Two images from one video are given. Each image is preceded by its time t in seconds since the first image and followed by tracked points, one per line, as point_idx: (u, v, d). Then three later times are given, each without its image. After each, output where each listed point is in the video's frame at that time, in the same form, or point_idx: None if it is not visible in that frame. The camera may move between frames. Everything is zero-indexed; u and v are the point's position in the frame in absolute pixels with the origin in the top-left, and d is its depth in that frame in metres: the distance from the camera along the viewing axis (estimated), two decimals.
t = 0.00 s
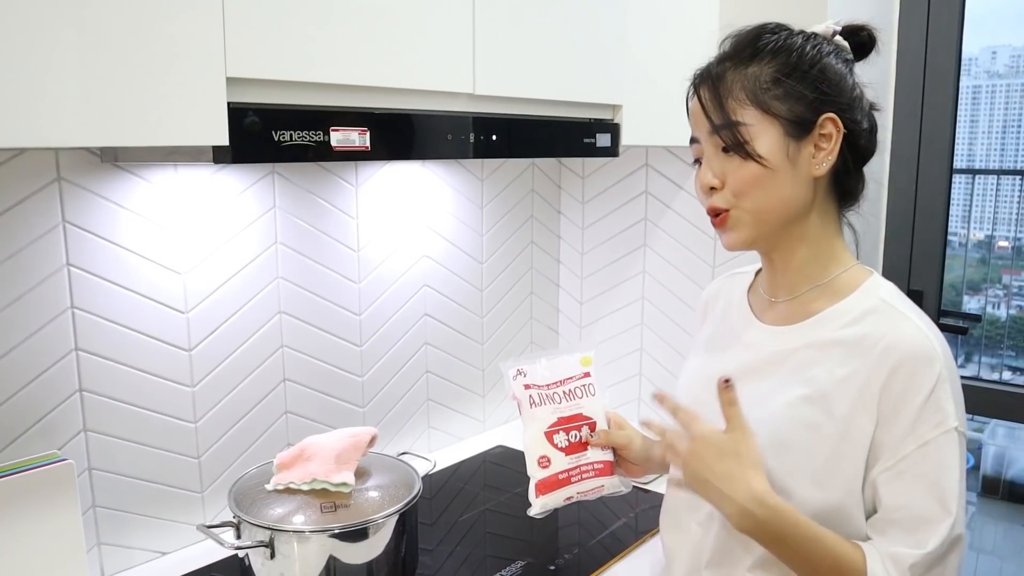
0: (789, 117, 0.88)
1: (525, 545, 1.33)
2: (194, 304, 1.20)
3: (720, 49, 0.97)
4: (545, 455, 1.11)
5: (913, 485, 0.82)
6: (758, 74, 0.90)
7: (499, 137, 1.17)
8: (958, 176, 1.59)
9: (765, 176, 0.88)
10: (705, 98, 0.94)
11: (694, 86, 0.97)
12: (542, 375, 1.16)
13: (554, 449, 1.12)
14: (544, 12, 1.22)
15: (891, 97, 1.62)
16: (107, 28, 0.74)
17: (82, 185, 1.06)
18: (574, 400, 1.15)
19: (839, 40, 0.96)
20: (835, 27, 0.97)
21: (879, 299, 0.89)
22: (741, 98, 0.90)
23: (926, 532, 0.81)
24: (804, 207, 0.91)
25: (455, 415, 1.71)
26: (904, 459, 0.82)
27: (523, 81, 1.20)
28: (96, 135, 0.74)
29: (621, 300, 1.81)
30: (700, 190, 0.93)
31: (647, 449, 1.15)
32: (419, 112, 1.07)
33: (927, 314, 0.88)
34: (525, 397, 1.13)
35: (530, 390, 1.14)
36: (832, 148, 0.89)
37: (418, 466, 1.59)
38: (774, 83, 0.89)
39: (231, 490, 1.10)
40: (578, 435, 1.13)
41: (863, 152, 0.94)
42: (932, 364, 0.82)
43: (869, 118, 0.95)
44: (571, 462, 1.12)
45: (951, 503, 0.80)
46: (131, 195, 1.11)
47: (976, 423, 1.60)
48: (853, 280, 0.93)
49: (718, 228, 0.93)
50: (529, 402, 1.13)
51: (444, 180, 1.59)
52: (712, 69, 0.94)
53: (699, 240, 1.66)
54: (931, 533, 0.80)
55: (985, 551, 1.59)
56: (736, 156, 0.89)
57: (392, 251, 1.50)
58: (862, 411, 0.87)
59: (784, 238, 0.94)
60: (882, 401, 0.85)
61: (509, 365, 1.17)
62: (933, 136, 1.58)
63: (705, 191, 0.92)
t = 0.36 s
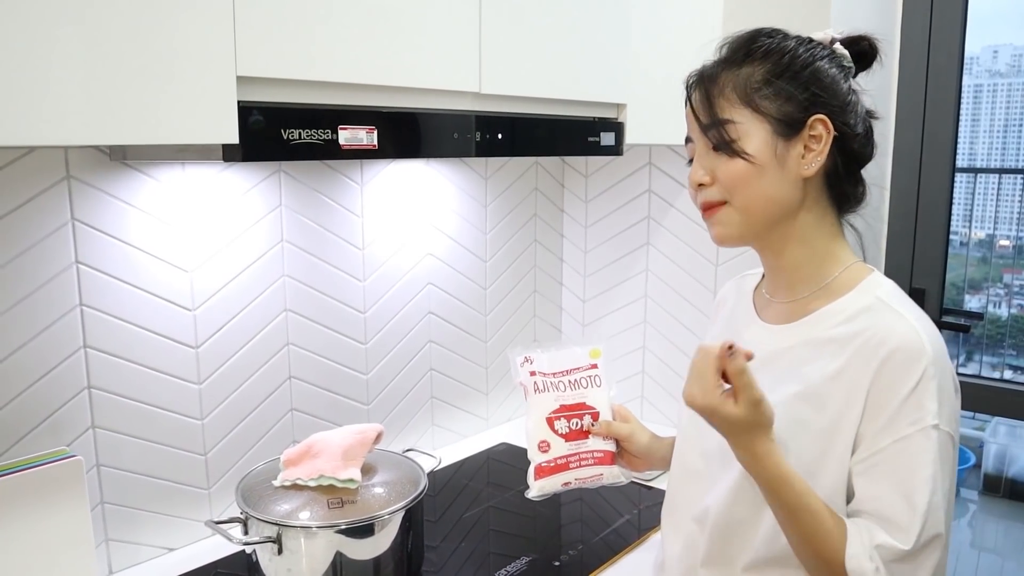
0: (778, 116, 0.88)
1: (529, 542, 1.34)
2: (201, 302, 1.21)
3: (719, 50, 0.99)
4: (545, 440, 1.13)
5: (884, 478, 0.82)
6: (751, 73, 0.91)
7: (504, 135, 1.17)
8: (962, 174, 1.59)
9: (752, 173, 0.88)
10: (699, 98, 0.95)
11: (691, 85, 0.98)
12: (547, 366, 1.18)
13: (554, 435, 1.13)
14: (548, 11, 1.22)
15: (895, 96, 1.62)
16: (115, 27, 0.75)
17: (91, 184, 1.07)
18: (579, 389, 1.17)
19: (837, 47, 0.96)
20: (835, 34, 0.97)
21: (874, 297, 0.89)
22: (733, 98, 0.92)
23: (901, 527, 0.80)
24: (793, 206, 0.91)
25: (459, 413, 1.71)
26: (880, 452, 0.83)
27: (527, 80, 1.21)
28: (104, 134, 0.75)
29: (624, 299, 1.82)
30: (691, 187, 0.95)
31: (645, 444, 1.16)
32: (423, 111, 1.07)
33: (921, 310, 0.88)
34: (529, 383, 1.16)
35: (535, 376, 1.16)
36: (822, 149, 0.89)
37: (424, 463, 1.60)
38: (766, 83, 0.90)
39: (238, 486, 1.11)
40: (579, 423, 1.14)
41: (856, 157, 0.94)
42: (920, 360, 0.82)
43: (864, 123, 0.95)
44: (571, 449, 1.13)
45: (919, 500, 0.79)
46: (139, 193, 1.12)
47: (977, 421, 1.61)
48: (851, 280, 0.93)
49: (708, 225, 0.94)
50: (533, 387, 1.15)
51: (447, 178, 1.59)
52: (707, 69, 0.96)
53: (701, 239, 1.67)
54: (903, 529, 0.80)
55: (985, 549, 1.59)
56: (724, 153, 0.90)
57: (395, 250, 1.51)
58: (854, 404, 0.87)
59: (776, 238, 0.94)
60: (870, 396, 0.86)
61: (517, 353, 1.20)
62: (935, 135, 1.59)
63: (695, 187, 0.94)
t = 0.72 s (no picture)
0: (843, 126, 0.92)
1: (527, 540, 1.34)
2: (201, 302, 1.21)
3: (777, 31, 0.97)
4: (536, 454, 1.12)
5: (916, 458, 0.83)
6: (830, 72, 0.92)
7: (502, 136, 1.18)
8: (958, 173, 1.60)
9: (820, 171, 0.90)
10: (777, 76, 0.93)
11: (760, 57, 0.95)
12: (531, 375, 1.18)
13: (545, 448, 1.13)
14: (546, 12, 1.23)
15: (891, 96, 1.63)
16: (118, 29, 0.76)
17: (92, 184, 1.07)
18: (562, 400, 1.17)
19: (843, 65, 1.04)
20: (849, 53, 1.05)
21: (852, 281, 0.91)
22: (818, 89, 0.91)
23: (926, 504, 0.83)
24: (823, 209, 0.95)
25: (458, 412, 1.72)
26: (899, 436, 0.84)
27: (526, 80, 1.22)
28: (106, 135, 0.76)
29: (622, 298, 1.83)
30: (747, 164, 0.92)
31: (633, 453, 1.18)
32: (421, 112, 1.08)
33: (898, 294, 0.90)
34: (515, 396, 1.15)
35: (520, 389, 1.16)
36: (852, 166, 0.96)
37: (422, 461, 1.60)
38: (841, 88, 0.92)
39: (238, 485, 1.12)
40: (566, 434, 1.15)
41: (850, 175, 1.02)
42: (911, 339, 0.84)
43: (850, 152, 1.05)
44: (561, 461, 1.14)
45: (943, 473, 0.82)
46: (139, 194, 1.12)
47: (975, 419, 1.61)
48: (827, 270, 0.95)
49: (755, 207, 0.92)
50: (519, 401, 1.15)
51: (446, 178, 1.60)
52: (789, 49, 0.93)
53: (698, 238, 1.68)
54: (930, 504, 0.83)
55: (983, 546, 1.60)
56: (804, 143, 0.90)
57: (394, 249, 1.51)
58: (851, 400, 0.88)
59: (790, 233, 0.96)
60: (869, 381, 0.86)
61: (499, 364, 1.19)
62: (932, 134, 1.60)
63: (755, 165, 0.91)
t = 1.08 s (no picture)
0: (814, 128, 0.94)
1: (519, 541, 1.34)
2: (193, 303, 1.21)
3: (731, 45, 0.97)
4: (545, 471, 1.13)
5: (919, 451, 0.85)
6: (792, 79, 0.93)
7: (495, 137, 1.19)
8: (947, 174, 1.61)
9: (804, 177, 0.91)
10: (744, 92, 0.92)
11: (722, 76, 0.94)
12: (529, 392, 1.18)
13: (553, 464, 1.14)
14: (538, 14, 1.23)
15: (882, 98, 1.65)
16: (112, 30, 0.76)
17: (83, 185, 1.07)
18: (561, 413, 1.18)
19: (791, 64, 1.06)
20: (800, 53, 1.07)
21: (842, 279, 0.92)
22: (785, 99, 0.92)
23: (920, 491, 0.85)
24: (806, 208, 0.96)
25: (450, 413, 1.72)
26: (897, 425, 0.86)
27: (519, 81, 1.22)
28: (99, 135, 0.75)
29: (614, 298, 1.83)
30: (732, 184, 0.91)
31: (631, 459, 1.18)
32: (414, 113, 1.08)
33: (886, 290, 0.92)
34: (517, 415, 1.15)
35: (521, 407, 1.16)
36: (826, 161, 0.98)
37: (415, 462, 1.60)
38: (805, 92, 0.93)
39: (231, 486, 1.12)
40: (571, 447, 1.16)
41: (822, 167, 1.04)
42: (906, 333, 0.86)
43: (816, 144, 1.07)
44: (570, 475, 1.14)
45: (937, 458, 0.84)
46: (130, 195, 1.12)
47: (964, 419, 1.63)
48: (814, 268, 0.96)
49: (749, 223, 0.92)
50: (522, 420, 1.15)
51: (438, 178, 1.60)
52: (749, 64, 0.93)
53: (691, 238, 1.68)
54: (924, 492, 0.85)
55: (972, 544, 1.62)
56: (785, 153, 0.90)
57: (386, 250, 1.51)
58: (848, 398, 0.89)
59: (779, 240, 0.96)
60: (867, 374, 0.88)
61: (495, 384, 1.19)
62: (922, 135, 1.61)
63: (740, 185, 0.91)
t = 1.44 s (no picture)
0: (799, 126, 0.94)
1: (516, 542, 1.34)
2: (189, 303, 1.20)
3: (706, 53, 0.98)
4: (542, 470, 1.11)
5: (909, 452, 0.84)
6: (771, 81, 0.94)
7: (493, 138, 1.18)
8: (945, 176, 1.61)
9: (797, 175, 0.91)
10: (725, 99, 0.92)
11: (703, 84, 0.95)
12: (526, 392, 1.18)
13: (549, 463, 1.12)
14: (535, 14, 1.23)
15: (879, 98, 1.65)
16: (107, 28, 0.75)
17: (78, 185, 1.07)
18: (558, 413, 1.17)
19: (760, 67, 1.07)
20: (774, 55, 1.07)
21: (838, 280, 0.92)
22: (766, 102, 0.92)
23: (906, 492, 0.84)
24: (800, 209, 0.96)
25: (448, 414, 1.72)
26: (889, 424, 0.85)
27: (516, 81, 1.22)
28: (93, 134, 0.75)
29: (613, 299, 1.83)
30: (727, 190, 0.91)
31: (628, 458, 1.19)
32: (411, 113, 1.08)
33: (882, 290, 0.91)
34: (514, 414, 1.14)
35: (518, 406, 1.15)
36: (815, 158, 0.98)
37: (411, 463, 1.60)
38: (785, 92, 0.94)
39: (228, 487, 1.11)
40: (568, 447, 1.15)
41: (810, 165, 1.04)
42: (898, 332, 0.85)
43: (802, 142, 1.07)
44: (567, 475, 1.13)
45: (924, 461, 0.83)
46: (126, 195, 1.12)
47: (961, 420, 1.63)
48: (811, 269, 0.95)
49: (748, 227, 0.91)
50: (519, 419, 1.14)
51: (436, 179, 1.60)
52: (728, 72, 0.93)
53: (688, 239, 1.68)
54: (911, 492, 0.84)
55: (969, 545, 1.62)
56: (776, 154, 0.90)
57: (384, 250, 1.51)
58: (841, 400, 0.88)
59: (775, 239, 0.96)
60: (859, 374, 0.87)
61: (492, 384, 1.18)
62: (919, 136, 1.61)
63: (735, 189, 0.90)
